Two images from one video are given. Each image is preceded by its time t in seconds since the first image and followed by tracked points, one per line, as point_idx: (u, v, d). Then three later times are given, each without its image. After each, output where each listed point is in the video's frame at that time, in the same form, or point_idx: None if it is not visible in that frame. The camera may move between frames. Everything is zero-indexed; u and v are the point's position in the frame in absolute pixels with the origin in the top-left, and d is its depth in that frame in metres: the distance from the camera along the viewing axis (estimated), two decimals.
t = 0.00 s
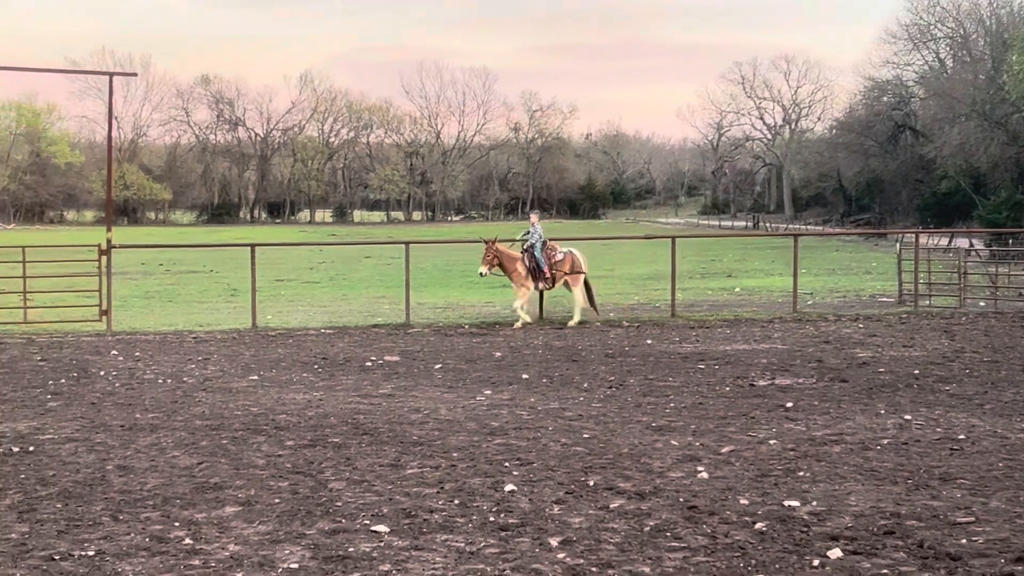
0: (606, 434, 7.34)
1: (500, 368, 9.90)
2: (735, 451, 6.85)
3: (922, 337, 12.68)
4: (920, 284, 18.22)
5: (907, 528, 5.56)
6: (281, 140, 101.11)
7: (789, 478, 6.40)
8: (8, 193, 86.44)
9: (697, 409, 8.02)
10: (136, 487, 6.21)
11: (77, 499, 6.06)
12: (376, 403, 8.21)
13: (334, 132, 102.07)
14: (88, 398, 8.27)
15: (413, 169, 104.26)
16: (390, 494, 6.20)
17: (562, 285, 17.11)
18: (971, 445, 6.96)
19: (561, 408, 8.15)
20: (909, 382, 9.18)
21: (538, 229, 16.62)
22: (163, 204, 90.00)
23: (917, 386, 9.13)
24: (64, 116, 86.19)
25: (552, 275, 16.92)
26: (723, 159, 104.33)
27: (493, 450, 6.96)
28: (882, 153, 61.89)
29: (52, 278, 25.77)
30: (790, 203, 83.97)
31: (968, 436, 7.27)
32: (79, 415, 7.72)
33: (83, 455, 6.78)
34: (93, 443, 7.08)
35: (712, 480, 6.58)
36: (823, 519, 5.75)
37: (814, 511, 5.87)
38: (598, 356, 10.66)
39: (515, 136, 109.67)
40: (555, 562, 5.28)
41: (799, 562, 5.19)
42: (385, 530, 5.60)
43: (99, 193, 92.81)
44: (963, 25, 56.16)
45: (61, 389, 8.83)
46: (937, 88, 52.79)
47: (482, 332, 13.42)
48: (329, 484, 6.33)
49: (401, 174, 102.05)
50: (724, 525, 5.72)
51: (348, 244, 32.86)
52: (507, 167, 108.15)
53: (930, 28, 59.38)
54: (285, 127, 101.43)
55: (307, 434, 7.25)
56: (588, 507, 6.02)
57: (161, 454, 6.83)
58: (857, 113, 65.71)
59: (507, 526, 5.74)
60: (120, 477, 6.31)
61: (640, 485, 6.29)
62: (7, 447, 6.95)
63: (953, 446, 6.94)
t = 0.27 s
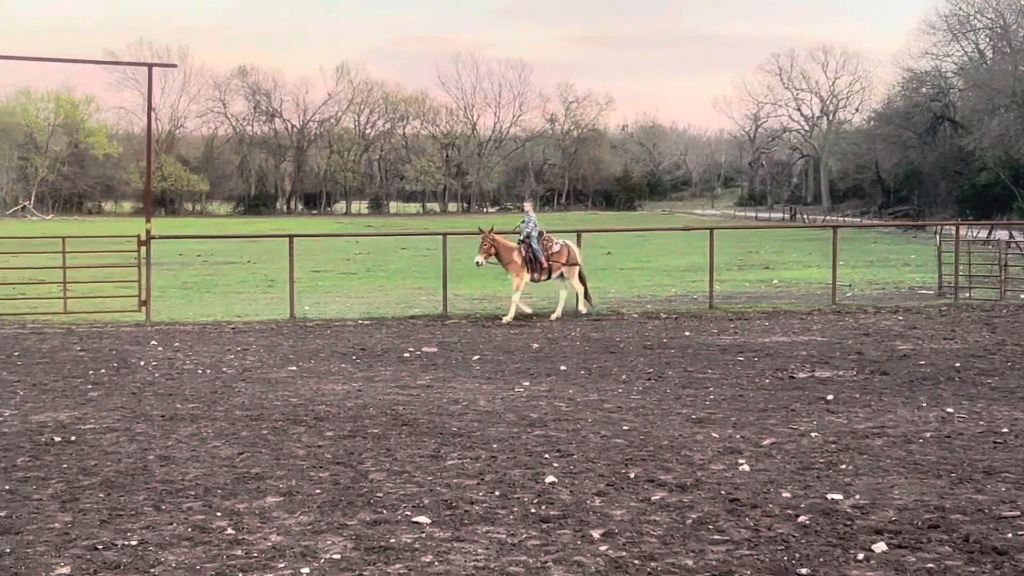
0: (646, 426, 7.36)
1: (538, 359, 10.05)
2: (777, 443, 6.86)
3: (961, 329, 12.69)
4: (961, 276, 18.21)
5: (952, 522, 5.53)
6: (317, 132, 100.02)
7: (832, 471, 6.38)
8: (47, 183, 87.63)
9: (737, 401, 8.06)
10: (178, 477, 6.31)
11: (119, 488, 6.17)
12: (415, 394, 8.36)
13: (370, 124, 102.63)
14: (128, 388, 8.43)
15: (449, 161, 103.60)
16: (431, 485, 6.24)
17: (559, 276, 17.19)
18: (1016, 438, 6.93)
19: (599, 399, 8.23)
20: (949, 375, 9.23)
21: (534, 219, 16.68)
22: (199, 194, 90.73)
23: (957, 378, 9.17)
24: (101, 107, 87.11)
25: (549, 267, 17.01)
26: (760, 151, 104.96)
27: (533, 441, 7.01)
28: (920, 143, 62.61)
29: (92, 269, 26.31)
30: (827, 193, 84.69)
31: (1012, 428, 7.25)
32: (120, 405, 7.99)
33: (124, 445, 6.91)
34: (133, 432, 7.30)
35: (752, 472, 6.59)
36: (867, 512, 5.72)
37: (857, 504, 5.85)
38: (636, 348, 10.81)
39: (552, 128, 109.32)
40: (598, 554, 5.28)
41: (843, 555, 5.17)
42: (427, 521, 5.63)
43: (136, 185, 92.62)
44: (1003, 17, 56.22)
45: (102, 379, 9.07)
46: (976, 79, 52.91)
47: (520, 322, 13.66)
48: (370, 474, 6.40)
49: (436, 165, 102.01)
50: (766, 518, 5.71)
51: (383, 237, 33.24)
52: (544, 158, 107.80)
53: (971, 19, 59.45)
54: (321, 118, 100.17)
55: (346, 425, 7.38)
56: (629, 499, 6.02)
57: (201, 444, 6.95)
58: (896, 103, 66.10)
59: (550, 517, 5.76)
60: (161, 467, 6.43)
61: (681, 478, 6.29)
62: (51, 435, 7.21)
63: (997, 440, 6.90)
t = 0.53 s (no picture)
0: (693, 419, 7.45)
1: (583, 351, 10.34)
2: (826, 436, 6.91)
3: (1010, 322, 12.67)
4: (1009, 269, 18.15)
5: (1005, 517, 5.52)
6: (359, 125, 101.36)
7: (882, 465, 6.40)
8: (91, 175, 89.58)
9: (785, 394, 8.17)
10: (228, 469, 6.53)
11: (171, 480, 6.40)
12: (460, 387, 8.63)
13: (412, 116, 103.24)
14: (173, 379, 8.84)
15: (490, 153, 104.03)
16: (480, 479, 6.37)
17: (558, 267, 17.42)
18: None
19: (646, 392, 8.40)
20: (999, 368, 9.27)
21: (535, 210, 16.82)
22: (241, 187, 91.74)
23: (1007, 371, 9.22)
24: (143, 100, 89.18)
25: (549, 259, 17.19)
26: (802, 142, 103.82)
27: (580, 434, 7.15)
28: (965, 134, 62.28)
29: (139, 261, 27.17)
30: (870, 185, 84.49)
31: None
32: (168, 397, 8.25)
33: (173, 436, 7.19)
34: (182, 424, 7.49)
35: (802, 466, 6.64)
36: (919, 506, 5.74)
37: (909, 498, 5.86)
38: (681, 341, 11.10)
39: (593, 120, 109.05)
40: (648, 547, 5.33)
41: (895, 550, 5.20)
42: (477, 515, 5.74)
43: (179, 177, 93.47)
44: None
45: (149, 369, 9.58)
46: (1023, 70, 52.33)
47: (564, 315, 14.06)
48: (419, 468, 6.55)
49: (477, 158, 102.35)
50: (816, 512, 5.76)
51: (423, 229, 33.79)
52: (585, 152, 107.31)
53: (1017, 9, 58.68)
54: (362, 111, 101.69)
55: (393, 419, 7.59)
56: (678, 493, 6.10)
57: (250, 436, 7.15)
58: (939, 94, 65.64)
59: (600, 510, 5.85)
60: (210, 458, 6.66)
61: (730, 471, 6.37)
62: (101, 427, 7.43)
63: None
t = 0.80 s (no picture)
0: (748, 412, 7.61)
1: (636, 346, 10.72)
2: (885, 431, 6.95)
3: None
4: None
5: None
6: (408, 119, 101.94)
7: (942, 459, 6.41)
8: (144, 170, 91.02)
9: (841, 388, 8.29)
10: (285, 461, 6.68)
11: (228, 472, 6.53)
12: (514, 379, 8.90)
13: (461, 109, 103.60)
14: (228, 370, 9.41)
15: (539, 147, 103.58)
16: (537, 471, 6.47)
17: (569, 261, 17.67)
18: None
19: (701, 386, 8.58)
20: None
21: (545, 205, 17.29)
22: (292, 181, 91.31)
23: None
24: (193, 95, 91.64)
25: (561, 252, 17.54)
26: (854, 135, 102.38)
27: (635, 427, 7.29)
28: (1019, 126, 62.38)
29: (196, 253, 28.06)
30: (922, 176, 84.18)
31: None
32: (225, 388, 8.64)
33: (231, 428, 7.42)
34: (238, 417, 7.71)
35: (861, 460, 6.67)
36: (982, 501, 5.72)
37: (971, 492, 5.85)
38: (734, 334, 11.47)
39: (642, 113, 108.68)
40: (708, 541, 5.32)
41: (958, 545, 5.18)
42: (536, 507, 5.80)
43: (230, 171, 93.23)
44: None
45: (205, 362, 10.11)
46: None
47: (616, 310, 14.54)
48: (475, 460, 6.69)
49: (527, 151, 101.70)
50: (876, 507, 5.77)
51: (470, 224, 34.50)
52: (634, 145, 106.45)
53: None
54: (411, 105, 102.00)
55: (448, 411, 7.78)
56: (737, 487, 6.17)
57: (307, 428, 7.35)
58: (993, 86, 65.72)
59: (658, 502, 5.90)
60: (267, 450, 6.81)
61: (788, 465, 6.43)
62: (160, 418, 7.67)
63: None
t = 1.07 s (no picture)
0: (800, 407, 7.63)
1: (687, 339, 10.94)
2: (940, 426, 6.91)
3: None
4: None
5: None
6: (455, 113, 102.80)
7: (999, 455, 6.35)
8: (193, 165, 89.78)
9: (894, 381, 8.34)
10: (335, 455, 6.74)
11: (278, 466, 6.57)
12: (564, 372, 9.06)
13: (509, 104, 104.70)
14: (278, 364, 9.58)
15: (586, 140, 105.78)
16: (587, 466, 6.49)
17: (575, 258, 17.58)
18: None
19: (752, 379, 8.67)
20: None
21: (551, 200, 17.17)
22: (341, 175, 90.93)
23: None
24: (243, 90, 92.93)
25: (567, 248, 17.45)
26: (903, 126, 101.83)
27: (686, 422, 7.33)
28: None
29: (251, 244, 28.71)
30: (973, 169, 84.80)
31: None
32: (275, 381, 8.82)
33: (280, 422, 7.52)
34: (289, 411, 7.80)
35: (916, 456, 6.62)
36: None
37: None
38: (786, 328, 11.67)
39: (691, 107, 110.50)
40: (763, 538, 5.26)
41: (1020, 542, 5.09)
42: (587, 501, 5.78)
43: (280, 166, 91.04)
44: None
45: (253, 355, 10.31)
46: None
47: (665, 303, 14.90)
48: (525, 455, 6.72)
49: (574, 146, 104.42)
50: (932, 502, 5.70)
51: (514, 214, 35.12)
52: (682, 137, 108.80)
53: None
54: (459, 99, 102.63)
55: (497, 405, 7.87)
56: (790, 482, 6.12)
57: (357, 423, 7.44)
58: None
59: (711, 497, 5.86)
60: (317, 445, 6.87)
61: (841, 461, 6.39)
62: (211, 412, 7.79)
63: None
